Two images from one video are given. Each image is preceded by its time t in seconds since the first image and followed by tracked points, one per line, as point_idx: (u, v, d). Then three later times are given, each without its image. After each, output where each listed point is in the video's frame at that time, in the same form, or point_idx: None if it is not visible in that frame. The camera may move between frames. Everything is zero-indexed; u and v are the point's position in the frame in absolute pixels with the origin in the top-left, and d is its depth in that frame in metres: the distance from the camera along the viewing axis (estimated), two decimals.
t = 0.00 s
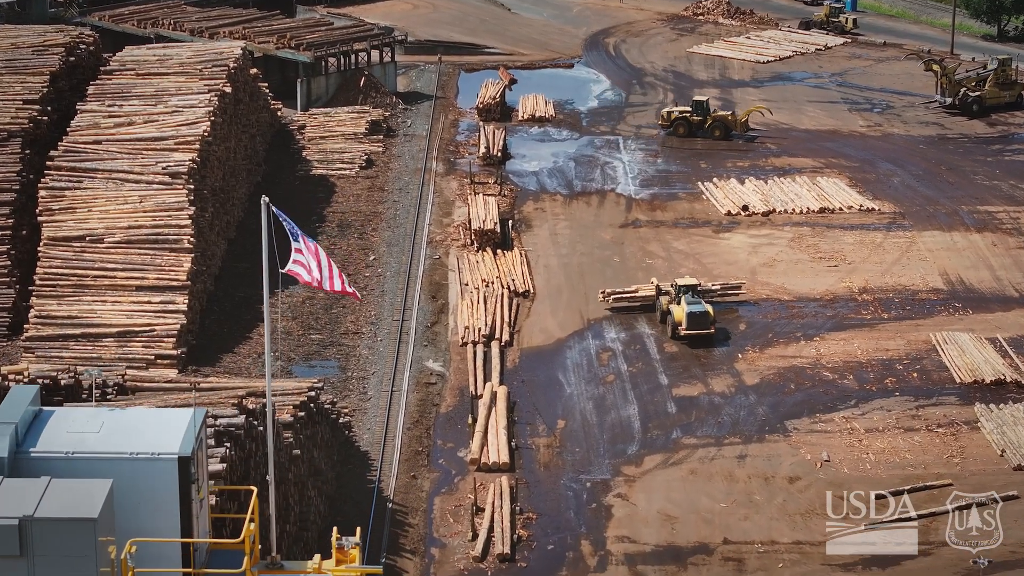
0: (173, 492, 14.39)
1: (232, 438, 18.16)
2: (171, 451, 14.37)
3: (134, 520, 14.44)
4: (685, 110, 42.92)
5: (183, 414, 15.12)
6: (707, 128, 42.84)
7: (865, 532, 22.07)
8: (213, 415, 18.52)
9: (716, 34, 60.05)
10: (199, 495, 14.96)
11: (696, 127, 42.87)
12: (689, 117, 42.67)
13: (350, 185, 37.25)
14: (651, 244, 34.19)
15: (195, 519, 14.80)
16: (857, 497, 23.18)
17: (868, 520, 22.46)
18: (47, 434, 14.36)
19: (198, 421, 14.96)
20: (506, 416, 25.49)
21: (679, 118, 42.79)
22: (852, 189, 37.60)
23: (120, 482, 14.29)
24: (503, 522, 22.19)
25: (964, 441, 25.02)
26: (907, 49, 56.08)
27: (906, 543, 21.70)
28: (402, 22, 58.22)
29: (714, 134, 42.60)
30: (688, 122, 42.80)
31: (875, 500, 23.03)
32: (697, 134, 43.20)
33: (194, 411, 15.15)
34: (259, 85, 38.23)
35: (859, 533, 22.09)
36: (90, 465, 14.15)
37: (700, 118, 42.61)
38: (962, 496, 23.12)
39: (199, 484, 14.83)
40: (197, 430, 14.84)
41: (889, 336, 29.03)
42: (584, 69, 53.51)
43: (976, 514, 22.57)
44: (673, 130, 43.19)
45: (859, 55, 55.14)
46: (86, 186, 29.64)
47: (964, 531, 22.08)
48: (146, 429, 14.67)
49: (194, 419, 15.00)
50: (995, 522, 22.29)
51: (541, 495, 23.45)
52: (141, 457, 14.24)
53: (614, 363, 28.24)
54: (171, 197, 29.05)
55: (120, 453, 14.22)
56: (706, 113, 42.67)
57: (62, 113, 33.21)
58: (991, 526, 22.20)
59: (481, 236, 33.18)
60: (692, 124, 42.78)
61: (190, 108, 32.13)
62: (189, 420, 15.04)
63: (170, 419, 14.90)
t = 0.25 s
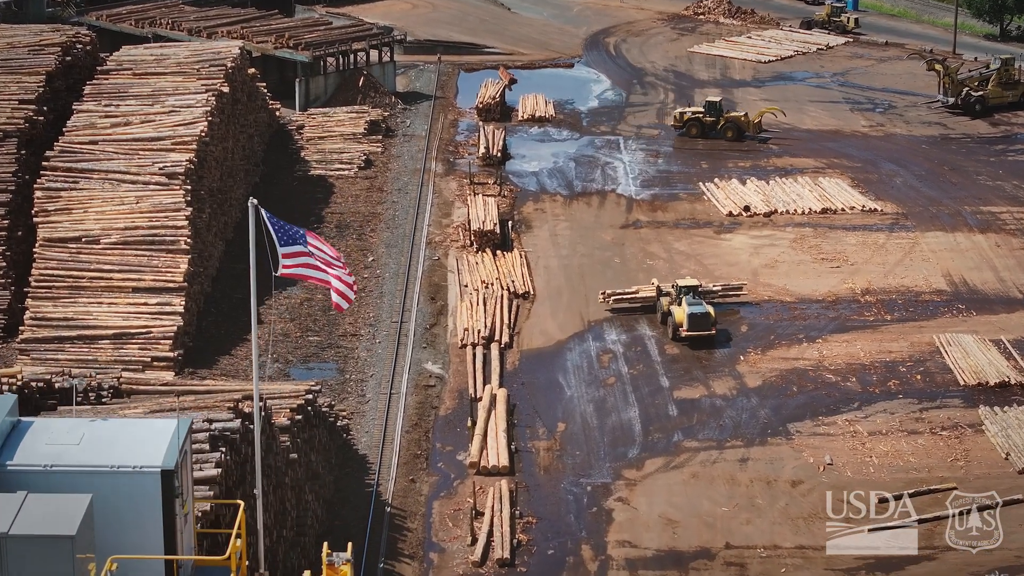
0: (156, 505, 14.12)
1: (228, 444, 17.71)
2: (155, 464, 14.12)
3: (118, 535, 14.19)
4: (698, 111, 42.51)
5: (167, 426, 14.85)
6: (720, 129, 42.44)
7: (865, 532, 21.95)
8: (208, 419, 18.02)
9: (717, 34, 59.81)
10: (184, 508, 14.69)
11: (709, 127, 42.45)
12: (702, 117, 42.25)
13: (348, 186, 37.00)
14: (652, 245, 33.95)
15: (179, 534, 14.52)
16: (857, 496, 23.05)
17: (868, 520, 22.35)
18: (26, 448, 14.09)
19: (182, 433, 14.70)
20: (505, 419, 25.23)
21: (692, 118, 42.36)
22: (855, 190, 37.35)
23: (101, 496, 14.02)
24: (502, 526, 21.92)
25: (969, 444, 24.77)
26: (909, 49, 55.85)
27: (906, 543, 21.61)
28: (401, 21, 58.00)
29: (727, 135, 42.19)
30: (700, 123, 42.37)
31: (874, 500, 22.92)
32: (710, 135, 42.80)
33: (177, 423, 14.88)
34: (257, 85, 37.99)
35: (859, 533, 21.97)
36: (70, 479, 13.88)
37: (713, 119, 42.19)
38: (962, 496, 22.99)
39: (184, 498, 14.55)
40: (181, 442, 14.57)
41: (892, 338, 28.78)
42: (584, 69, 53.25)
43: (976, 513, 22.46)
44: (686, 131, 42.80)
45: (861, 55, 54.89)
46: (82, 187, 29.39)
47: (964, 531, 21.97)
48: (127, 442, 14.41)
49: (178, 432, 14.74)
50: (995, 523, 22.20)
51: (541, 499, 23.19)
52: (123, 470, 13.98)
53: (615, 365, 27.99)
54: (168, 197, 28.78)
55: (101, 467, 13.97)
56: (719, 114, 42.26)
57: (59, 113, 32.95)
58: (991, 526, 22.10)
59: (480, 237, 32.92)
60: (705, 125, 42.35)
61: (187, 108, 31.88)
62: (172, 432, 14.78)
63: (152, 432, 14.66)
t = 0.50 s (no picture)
0: (136, 521, 13.85)
1: (222, 448, 17.40)
2: (136, 478, 13.84)
3: (97, 551, 13.90)
4: (711, 111, 42.16)
5: (149, 439, 14.58)
6: (733, 130, 42.10)
7: (865, 532, 21.85)
8: (203, 423, 17.75)
9: (718, 33, 59.56)
10: (167, 524, 14.39)
11: (722, 128, 42.10)
12: (715, 118, 41.90)
13: (347, 186, 36.75)
14: (652, 245, 33.69)
15: (162, 549, 14.24)
16: (857, 496, 22.91)
17: (869, 520, 22.22)
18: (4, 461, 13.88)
19: (163, 447, 14.40)
20: (505, 422, 24.98)
21: (705, 119, 42.01)
22: (857, 190, 37.09)
23: (79, 510, 13.76)
24: (502, 530, 21.67)
25: (973, 447, 24.51)
26: (911, 48, 55.60)
27: (906, 543, 21.48)
28: (400, 21, 57.73)
29: (740, 136, 41.87)
30: (713, 124, 42.02)
31: (874, 499, 22.80)
32: (723, 136, 42.47)
33: (159, 435, 14.60)
34: (255, 85, 37.75)
35: (859, 533, 21.84)
36: (47, 493, 13.64)
37: (726, 120, 41.84)
38: (962, 496, 22.84)
39: (166, 513, 14.25)
40: (162, 456, 14.27)
41: (895, 339, 28.53)
42: (584, 69, 52.99)
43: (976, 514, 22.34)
44: (699, 131, 42.51)
45: (862, 54, 54.63)
46: (78, 187, 29.15)
47: (964, 531, 21.85)
48: (108, 456, 14.16)
49: (159, 445, 14.45)
50: (995, 523, 22.07)
51: (541, 502, 22.94)
52: (101, 484, 13.71)
53: (615, 367, 27.73)
54: (164, 198, 28.51)
55: (79, 481, 13.71)
56: (732, 114, 41.91)
57: (55, 113, 32.71)
58: (991, 526, 21.97)
59: (480, 238, 32.66)
60: (718, 125, 42.00)
61: (184, 108, 31.62)
62: (154, 445, 14.50)
63: (133, 445, 14.37)
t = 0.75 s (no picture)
0: (117, 538, 13.34)
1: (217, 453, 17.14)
2: (116, 494, 13.31)
3: (74, 568, 13.39)
4: (724, 112, 41.82)
5: (131, 452, 14.02)
6: (746, 131, 41.77)
7: (865, 531, 21.74)
8: (198, 427, 17.40)
9: (719, 33, 59.32)
10: (150, 541, 13.88)
11: (735, 129, 41.79)
12: (728, 119, 41.58)
13: (345, 186, 36.51)
14: (653, 246, 33.44)
15: (145, 566, 13.72)
16: (857, 496, 22.79)
17: (869, 520, 22.09)
18: None
19: (146, 463, 13.85)
20: (504, 425, 24.73)
21: (719, 120, 41.68)
22: (859, 191, 36.85)
23: (56, 527, 13.26)
24: (501, 535, 21.41)
25: (977, 450, 24.26)
26: (912, 48, 55.38)
27: (906, 543, 21.35)
28: (399, 20, 57.50)
29: (753, 137, 41.53)
30: (727, 125, 41.70)
31: (874, 499, 22.68)
32: (736, 137, 42.17)
33: (142, 449, 14.06)
34: (253, 84, 37.51)
35: (859, 533, 21.72)
36: (23, 509, 13.16)
37: (739, 121, 41.53)
38: (962, 496, 22.72)
39: (149, 529, 13.73)
40: (144, 473, 13.70)
41: (898, 341, 28.28)
42: (584, 69, 52.74)
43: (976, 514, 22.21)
44: (712, 133, 42.14)
45: (864, 54, 54.39)
46: (74, 188, 28.91)
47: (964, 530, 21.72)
48: (88, 471, 13.64)
49: (142, 460, 13.91)
50: (996, 523, 21.94)
51: (541, 506, 22.69)
52: (80, 501, 13.21)
53: (616, 369, 27.47)
54: (161, 198, 28.27)
55: (56, 498, 13.20)
56: (746, 116, 41.58)
57: (51, 113, 32.47)
58: (991, 526, 21.85)
59: (479, 238, 32.41)
60: (731, 126, 41.69)
61: (181, 108, 31.39)
62: (136, 459, 13.94)
63: (115, 458, 13.86)
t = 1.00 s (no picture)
0: (96, 556, 12.89)
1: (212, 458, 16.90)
2: (94, 512, 12.89)
3: None
4: (737, 113, 41.51)
5: (111, 468, 13.61)
6: (759, 132, 41.35)
7: (865, 531, 21.62)
8: (192, 432, 17.14)
9: (720, 32, 59.07)
10: (131, 561, 13.44)
11: (748, 130, 41.39)
12: (741, 120, 41.22)
13: (343, 187, 36.25)
14: (654, 248, 33.18)
15: None
16: (857, 496, 22.66)
17: (869, 520, 21.96)
18: None
19: (126, 480, 13.43)
20: (503, 428, 24.46)
21: (732, 120, 41.35)
22: (861, 191, 36.60)
23: (33, 547, 12.82)
24: (501, 540, 21.16)
25: (981, 454, 24.00)
26: (914, 48, 55.15)
27: (906, 543, 21.24)
28: (399, 20, 57.26)
29: (765, 138, 41.11)
30: (739, 126, 41.34)
31: (874, 499, 22.55)
32: (749, 139, 41.73)
33: (122, 464, 13.64)
34: (250, 84, 37.26)
35: (859, 533, 21.60)
36: None
37: (751, 122, 41.13)
38: (962, 496, 22.60)
39: (129, 547, 13.29)
40: (124, 490, 13.28)
41: (901, 343, 28.03)
42: (584, 68, 52.49)
43: (976, 514, 22.09)
44: (725, 133, 41.82)
45: (866, 54, 54.14)
46: (70, 188, 28.67)
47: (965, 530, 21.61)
48: (66, 489, 13.23)
49: (122, 476, 13.49)
50: (996, 523, 21.81)
51: (540, 511, 22.43)
52: (57, 519, 12.79)
53: (616, 372, 27.21)
54: (157, 200, 28.04)
55: (32, 516, 12.79)
56: (759, 117, 41.20)
57: (47, 113, 32.22)
58: (991, 526, 21.73)
59: (478, 239, 32.15)
60: (744, 127, 41.30)
61: (177, 108, 31.15)
62: (116, 476, 13.52)
63: (95, 475, 13.47)
